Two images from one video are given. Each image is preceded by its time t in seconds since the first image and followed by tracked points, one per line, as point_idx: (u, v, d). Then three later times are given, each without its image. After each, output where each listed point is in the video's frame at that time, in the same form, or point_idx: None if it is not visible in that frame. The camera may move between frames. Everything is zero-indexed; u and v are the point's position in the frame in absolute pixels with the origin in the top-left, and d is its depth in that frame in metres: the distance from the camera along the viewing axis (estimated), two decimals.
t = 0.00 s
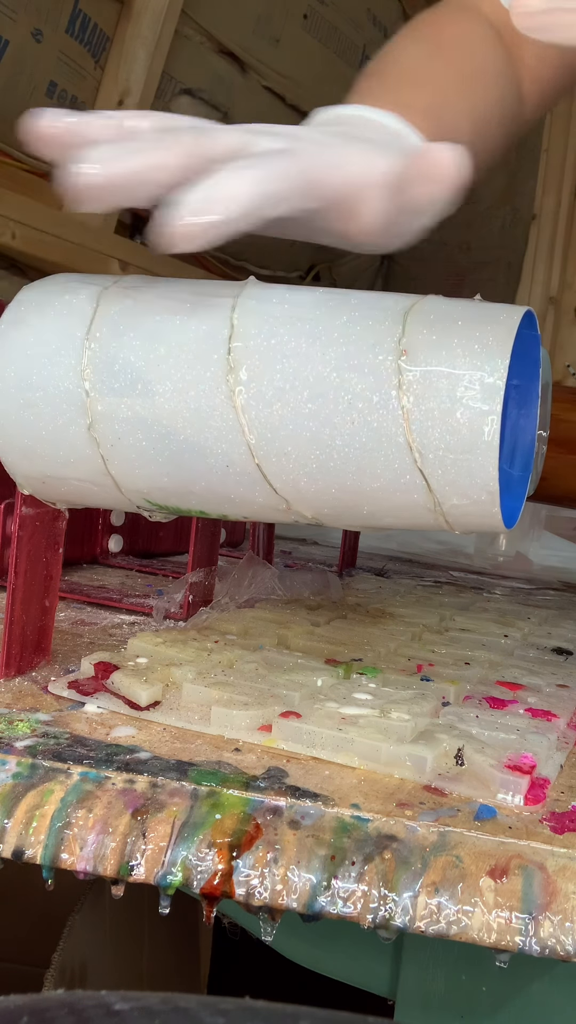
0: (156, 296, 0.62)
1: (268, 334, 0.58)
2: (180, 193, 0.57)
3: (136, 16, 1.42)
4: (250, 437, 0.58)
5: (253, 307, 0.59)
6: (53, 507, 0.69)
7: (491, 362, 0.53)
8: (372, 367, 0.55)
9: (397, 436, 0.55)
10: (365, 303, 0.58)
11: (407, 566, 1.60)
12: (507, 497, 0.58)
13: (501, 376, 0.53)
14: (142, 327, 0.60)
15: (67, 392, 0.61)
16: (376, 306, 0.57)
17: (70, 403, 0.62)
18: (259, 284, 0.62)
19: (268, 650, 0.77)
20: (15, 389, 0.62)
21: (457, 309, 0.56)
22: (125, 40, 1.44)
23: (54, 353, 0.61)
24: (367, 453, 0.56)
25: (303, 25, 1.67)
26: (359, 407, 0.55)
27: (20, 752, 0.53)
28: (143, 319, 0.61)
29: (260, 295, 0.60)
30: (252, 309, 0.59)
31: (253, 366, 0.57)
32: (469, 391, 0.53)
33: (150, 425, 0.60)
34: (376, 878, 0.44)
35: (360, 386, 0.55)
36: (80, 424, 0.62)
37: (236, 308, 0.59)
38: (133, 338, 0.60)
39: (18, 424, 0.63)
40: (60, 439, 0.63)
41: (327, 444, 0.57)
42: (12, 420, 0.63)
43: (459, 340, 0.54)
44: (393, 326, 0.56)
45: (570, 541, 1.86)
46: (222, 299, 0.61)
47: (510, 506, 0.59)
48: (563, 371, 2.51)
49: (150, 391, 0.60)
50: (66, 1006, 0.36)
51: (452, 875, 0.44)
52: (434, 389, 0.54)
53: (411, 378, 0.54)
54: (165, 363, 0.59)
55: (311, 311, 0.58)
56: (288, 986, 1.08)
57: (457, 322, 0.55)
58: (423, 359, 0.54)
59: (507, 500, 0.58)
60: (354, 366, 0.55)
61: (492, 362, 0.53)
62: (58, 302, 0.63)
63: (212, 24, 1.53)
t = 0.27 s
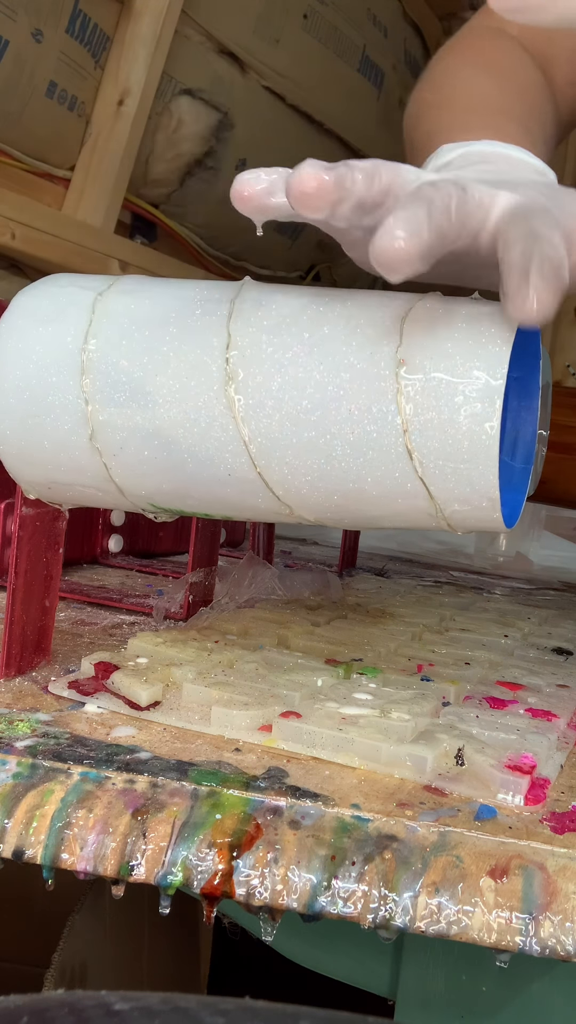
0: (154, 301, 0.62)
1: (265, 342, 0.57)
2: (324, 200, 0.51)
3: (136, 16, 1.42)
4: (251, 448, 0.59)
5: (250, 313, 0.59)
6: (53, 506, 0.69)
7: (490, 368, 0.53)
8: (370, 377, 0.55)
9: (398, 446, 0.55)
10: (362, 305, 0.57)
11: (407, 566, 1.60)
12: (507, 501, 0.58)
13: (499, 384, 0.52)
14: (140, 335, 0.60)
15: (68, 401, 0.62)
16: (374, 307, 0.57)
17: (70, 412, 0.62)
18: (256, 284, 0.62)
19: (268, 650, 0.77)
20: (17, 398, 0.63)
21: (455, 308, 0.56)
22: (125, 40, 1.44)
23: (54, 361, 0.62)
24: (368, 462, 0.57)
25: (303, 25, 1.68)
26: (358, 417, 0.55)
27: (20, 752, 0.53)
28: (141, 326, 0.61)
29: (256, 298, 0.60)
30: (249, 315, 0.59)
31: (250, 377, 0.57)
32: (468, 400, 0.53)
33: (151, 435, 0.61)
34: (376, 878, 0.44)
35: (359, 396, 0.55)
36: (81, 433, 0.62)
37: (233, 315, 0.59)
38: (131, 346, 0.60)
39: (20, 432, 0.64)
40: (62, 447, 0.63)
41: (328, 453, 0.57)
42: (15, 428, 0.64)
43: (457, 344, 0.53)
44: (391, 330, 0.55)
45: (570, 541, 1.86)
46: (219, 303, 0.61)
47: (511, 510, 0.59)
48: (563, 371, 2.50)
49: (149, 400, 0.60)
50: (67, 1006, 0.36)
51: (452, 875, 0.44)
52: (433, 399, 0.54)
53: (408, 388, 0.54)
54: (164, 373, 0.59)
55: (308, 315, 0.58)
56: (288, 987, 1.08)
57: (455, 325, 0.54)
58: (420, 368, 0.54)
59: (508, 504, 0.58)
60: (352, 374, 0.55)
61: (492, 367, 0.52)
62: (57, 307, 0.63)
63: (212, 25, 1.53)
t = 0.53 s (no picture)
0: (150, 303, 0.61)
1: (262, 348, 0.57)
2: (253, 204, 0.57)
3: (136, 16, 1.42)
4: (250, 455, 0.59)
5: (246, 316, 0.58)
6: (53, 506, 0.69)
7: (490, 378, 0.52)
8: (369, 387, 0.55)
9: (398, 456, 0.56)
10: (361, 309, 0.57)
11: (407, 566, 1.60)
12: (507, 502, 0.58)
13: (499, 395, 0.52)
14: (136, 344, 0.60)
15: (67, 410, 0.62)
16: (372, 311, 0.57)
17: (70, 422, 0.62)
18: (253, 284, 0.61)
19: (268, 650, 0.77)
20: (16, 407, 0.63)
21: (454, 313, 0.55)
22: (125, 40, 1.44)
23: (51, 369, 0.62)
24: (368, 472, 0.57)
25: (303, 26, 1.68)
26: (357, 427, 0.56)
27: (20, 752, 0.53)
28: (137, 333, 0.60)
29: (253, 300, 0.59)
30: (246, 318, 0.58)
31: (248, 386, 0.57)
32: (468, 410, 0.53)
33: (151, 444, 0.61)
34: (376, 878, 0.44)
35: (358, 406, 0.55)
36: (82, 442, 0.63)
37: (229, 317, 0.58)
38: (128, 355, 0.60)
39: (20, 439, 0.64)
40: (63, 454, 0.64)
41: (328, 461, 0.57)
42: (15, 435, 0.64)
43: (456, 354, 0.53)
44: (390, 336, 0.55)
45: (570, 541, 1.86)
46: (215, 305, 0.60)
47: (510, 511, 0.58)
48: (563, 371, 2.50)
49: (148, 410, 0.60)
50: (67, 1006, 0.36)
51: (452, 874, 0.44)
52: (433, 410, 0.54)
53: (407, 399, 0.54)
54: (162, 383, 0.59)
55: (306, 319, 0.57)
56: (288, 987, 1.08)
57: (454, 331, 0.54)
58: (419, 379, 0.54)
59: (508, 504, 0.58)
60: (351, 383, 0.55)
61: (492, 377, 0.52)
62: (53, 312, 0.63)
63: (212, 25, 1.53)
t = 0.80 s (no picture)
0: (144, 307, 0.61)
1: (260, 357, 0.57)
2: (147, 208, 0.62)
3: (136, 17, 1.42)
4: (250, 464, 0.59)
5: (243, 322, 0.58)
6: (53, 507, 0.69)
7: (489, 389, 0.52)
8: (368, 398, 0.55)
9: (399, 465, 0.56)
10: (359, 314, 0.56)
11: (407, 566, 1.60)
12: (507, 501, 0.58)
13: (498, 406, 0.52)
14: (133, 353, 0.59)
15: (66, 420, 0.62)
16: (371, 316, 0.56)
17: (71, 432, 0.62)
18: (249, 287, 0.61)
19: (268, 650, 0.77)
20: (15, 416, 0.63)
21: (451, 317, 0.55)
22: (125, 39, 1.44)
23: (49, 378, 0.61)
24: (370, 480, 0.57)
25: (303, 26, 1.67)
26: (357, 438, 0.56)
27: (20, 752, 0.53)
28: (133, 341, 0.60)
29: (249, 305, 0.59)
30: (242, 325, 0.58)
31: (247, 397, 0.57)
32: (467, 421, 0.53)
33: (152, 454, 0.61)
34: (376, 878, 0.44)
35: (358, 417, 0.55)
36: (84, 451, 0.63)
37: (226, 324, 0.58)
38: (125, 366, 0.59)
39: (20, 446, 0.64)
40: (65, 462, 0.64)
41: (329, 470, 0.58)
42: (15, 443, 0.64)
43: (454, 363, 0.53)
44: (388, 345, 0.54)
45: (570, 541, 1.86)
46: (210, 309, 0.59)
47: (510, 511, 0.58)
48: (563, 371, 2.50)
49: (147, 421, 0.60)
50: (66, 1006, 0.36)
51: (452, 874, 0.44)
52: (432, 421, 0.54)
53: (406, 412, 0.54)
54: (161, 394, 0.59)
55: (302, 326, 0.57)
56: (288, 987, 1.08)
57: (452, 339, 0.54)
58: (418, 391, 0.54)
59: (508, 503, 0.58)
60: (350, 394, 0.55)
61: (491, 386, 0.52)
62: (47, 315, 0.62)
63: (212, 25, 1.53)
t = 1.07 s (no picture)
0: (143, 315, 0.61)
1: (257, 367, 0.57)
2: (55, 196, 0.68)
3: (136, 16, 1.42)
4: (253, 472, 0.60)
5: (240, 331, 0.58)
6: (53, 507, 0.69)
7: (488, 397, 0.52)
8: (367, 408, 0.55)
9: (399, 473, 0.57)
10: (355, 319, 0.56)
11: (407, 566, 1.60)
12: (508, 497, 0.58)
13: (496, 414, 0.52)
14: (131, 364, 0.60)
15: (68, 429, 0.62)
16: (368, 322, 0.56)
17: (72, 441, 0.63)
18: (247, 290, 0.61)
19: (268, 650, 0.77)
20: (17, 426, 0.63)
21: (449, 321, 0.55)
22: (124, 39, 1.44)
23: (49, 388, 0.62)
24: (371, 488, 0.58)
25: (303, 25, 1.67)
26: (357, 447, 0.56)
27: (20, 752, 0.53)
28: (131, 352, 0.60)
29: (246, 312, 0.59)
30: (239, 333, 0.58)
31: (246, 408, 0.58)
32: (466, 430, 0.53)
33: (155, 463, 0.62)
34: (376, 878, 0.44)
35: (357, 427, 0.56)
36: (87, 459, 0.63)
37: (222, 333, 0.58)
38: (124, 377, 0.60)
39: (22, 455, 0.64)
40: (68, 469, 0.64)
41: (330, 476, 0.58)
42: (18, 451, 0.64)
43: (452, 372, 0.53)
44: (385, 355, 0.55)
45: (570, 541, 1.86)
46: (207, 316, 0.60)
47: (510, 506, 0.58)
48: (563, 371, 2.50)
49: (148, 432, 0.60)
50: (67, 1006, 0.36)
51: (452, 875, 0.44)
52: (430, 431, 0.54)
53: (405, 421, 0.54)
54: (161, 406, 0.60)
55: (300, 333, 0.57)
56: (288, 987, 1.08)
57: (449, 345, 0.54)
58: (415, 401, 0.54)
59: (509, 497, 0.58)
60: (348, 404, 0.55)
61: (489, 394, 0.52)
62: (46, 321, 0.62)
63: (212, 25, 1.53)
